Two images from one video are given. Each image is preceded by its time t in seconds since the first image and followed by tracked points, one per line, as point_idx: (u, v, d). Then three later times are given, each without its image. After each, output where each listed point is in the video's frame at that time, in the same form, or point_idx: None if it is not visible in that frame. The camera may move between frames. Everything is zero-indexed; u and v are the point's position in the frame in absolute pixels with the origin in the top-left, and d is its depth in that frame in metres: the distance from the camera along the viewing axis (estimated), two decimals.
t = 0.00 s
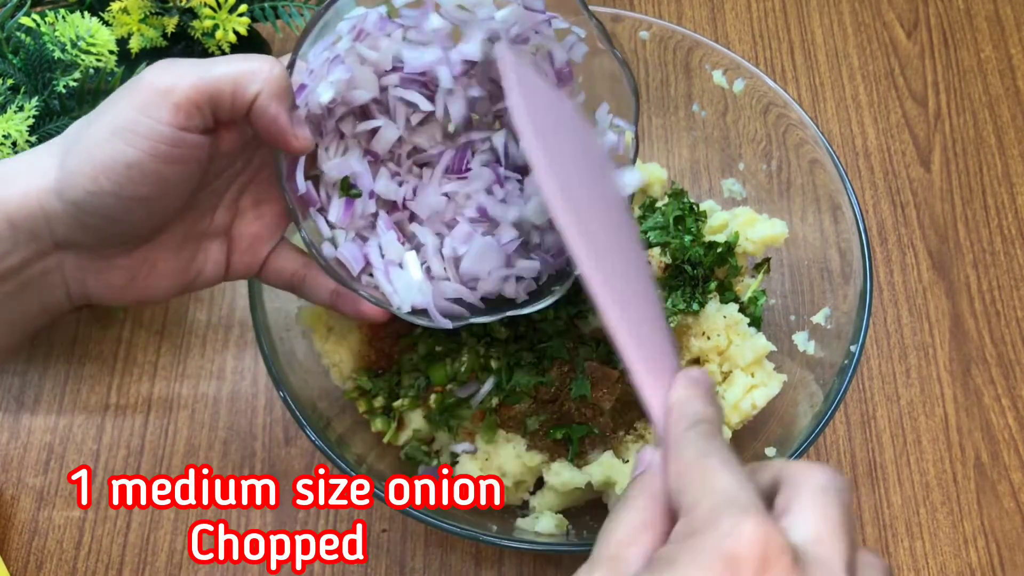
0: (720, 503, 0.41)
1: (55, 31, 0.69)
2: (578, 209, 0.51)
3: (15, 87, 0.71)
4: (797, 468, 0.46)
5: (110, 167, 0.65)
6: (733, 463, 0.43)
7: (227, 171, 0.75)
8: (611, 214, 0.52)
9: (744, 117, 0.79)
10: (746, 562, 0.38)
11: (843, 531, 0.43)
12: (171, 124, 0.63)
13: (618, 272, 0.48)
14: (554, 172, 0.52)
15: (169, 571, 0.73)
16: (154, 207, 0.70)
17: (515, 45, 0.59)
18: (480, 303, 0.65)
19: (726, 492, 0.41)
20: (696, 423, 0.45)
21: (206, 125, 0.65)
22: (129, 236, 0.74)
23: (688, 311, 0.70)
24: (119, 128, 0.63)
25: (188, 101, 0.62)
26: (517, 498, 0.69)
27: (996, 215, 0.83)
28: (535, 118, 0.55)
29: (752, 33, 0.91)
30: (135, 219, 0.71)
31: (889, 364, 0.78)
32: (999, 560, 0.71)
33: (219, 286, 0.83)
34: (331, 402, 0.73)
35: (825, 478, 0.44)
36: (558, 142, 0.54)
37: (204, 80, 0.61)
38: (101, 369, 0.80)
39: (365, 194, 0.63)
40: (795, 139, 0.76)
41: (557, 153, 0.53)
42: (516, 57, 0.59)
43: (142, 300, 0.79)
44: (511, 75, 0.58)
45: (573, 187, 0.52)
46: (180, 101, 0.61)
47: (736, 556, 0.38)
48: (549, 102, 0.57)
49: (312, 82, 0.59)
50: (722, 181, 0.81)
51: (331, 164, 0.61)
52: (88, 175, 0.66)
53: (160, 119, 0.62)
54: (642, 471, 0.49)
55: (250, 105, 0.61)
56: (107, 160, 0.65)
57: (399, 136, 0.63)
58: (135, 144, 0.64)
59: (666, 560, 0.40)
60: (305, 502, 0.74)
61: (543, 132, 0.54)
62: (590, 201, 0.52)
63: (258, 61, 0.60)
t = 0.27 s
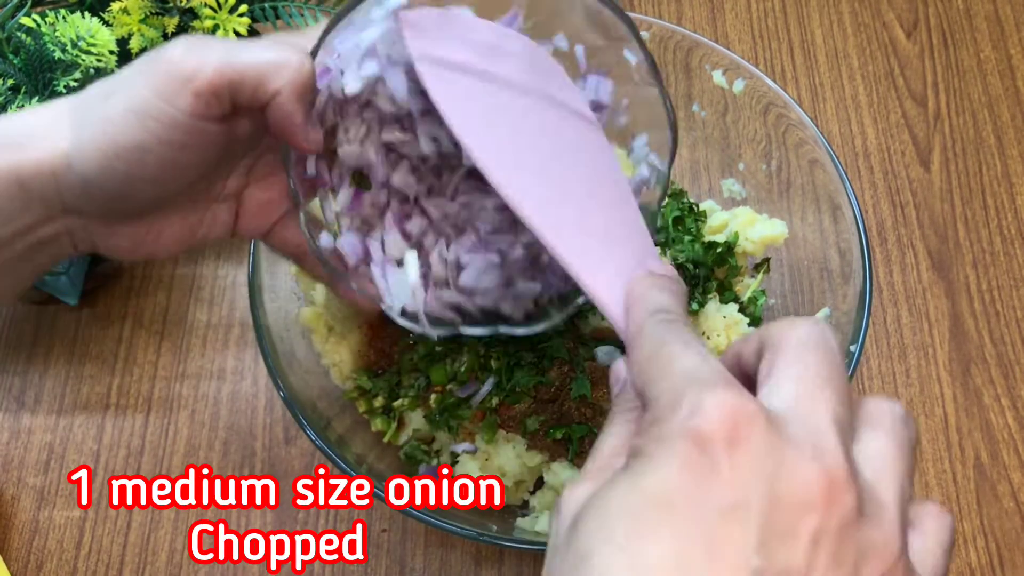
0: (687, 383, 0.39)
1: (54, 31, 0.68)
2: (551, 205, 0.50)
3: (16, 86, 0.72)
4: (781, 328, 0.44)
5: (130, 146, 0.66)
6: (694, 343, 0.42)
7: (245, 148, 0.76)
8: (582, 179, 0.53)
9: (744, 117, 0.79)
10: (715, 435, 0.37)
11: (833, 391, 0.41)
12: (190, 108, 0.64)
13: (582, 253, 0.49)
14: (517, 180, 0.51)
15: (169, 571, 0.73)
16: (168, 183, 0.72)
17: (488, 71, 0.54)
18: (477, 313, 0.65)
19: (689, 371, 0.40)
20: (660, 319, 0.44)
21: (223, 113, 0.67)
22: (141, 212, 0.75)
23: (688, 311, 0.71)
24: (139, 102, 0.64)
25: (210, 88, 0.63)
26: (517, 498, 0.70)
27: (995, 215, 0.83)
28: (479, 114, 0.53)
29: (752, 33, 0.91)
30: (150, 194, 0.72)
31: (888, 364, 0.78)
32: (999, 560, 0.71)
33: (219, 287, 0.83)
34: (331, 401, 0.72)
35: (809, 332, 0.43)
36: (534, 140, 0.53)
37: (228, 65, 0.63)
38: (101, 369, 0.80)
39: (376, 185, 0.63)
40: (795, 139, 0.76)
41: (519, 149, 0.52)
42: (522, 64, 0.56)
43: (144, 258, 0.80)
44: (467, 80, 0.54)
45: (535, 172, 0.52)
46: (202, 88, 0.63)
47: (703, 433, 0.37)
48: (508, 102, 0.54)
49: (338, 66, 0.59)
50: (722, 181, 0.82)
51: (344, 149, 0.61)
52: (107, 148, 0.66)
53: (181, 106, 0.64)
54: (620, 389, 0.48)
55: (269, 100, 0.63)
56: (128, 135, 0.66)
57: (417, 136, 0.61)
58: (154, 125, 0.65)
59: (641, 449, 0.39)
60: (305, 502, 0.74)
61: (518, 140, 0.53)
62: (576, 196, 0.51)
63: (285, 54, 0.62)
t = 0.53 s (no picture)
0: (768, 367, 0.36)
1: (55, 31, 0.69)
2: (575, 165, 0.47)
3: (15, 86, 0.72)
4: (870, 312, 0.41)
5: (175, 116, 0.66)
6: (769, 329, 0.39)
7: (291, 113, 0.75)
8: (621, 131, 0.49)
9: (744, 117, 0.79)
10: (795, 425, 0.34)
11: (924, 383, 0.38)
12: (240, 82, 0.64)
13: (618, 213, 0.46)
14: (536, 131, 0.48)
15: (169, 571, 0.73)
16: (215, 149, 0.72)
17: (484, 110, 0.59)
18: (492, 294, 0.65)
19: (766, 357, 0.37)
20: (720, 303, 0.41)
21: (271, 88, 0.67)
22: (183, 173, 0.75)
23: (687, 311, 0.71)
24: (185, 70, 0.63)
25: (257, 62, 0.62)
26: (517, 498, 0.70)
27: (995, 215, 0.83)
28: (512, 94, 0.49)
29: (752, 33, 0.91)
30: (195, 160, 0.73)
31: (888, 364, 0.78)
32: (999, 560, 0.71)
33: (219, 287, 0.83)
34: (331, 401, 0.73)
35: (901, 318, 0.40)
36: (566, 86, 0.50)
37: (279, 43, 0.62)
38: (101, 369, 0.80)
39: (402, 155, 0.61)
40: (795, 139, 0.76)
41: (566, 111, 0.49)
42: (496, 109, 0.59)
43: (181, 212, 0.80)
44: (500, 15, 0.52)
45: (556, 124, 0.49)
46: (251, 63, 0.62)
47: (781, 419, 0.34)
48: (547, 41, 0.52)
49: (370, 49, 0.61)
50: (722, 181, 0.81)
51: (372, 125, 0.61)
52: (154, 117, 0.66)
53: (227, 79, 0.63)
54: (676, 384, 0.45)
55: (309, 82, 0.61)
56: (177, 105, 0.66)
57: (455, 126, 0.60)
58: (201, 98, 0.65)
59: (707, 430, 0.36)
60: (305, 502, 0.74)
61: (558, 79, 0.50)
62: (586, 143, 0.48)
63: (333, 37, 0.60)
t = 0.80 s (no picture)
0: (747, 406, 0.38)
1: (54, 31, 0.69)
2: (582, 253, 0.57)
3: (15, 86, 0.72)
4: (844, 349, 0.43)
5: (200, 128, 0.67)
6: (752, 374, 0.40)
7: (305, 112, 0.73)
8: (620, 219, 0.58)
9: (744, 117, 0.79)
10: (772, 454, 0.35)
11: (900, 416, 0.39)
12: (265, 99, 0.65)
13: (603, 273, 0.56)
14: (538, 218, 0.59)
15: (169, 571, 0.73)
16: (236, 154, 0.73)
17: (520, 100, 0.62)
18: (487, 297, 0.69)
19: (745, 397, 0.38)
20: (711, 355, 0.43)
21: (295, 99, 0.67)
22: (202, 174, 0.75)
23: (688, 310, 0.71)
24: (205, 79, 0.63)
25: (282, 77, 0.62)
26: (517, 498, 0.70)
27: (996, 215, 0.83)
28: (513, 174, 0.60)
29: (752, 33, 0.91)
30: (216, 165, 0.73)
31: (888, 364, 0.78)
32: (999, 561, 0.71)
33: (219, 287, 0.83)
34: (332, 401, 0.72)
35: (875, 353, 0.41)
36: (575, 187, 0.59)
37: (308, 59, 0.61)
38: (101, 369, 0.80)
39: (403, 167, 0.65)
40: (795, 139, 0.76)
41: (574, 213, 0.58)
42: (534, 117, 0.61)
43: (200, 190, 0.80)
44: (508, 119, 0.62)
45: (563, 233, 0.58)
46: (278, 81, 0.62)
47: (760, 450, 0.35)
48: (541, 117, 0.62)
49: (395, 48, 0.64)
50: (722, 181, 0.82)
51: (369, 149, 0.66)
52: (178, 127, 0.67)
53: (253, 97, 0.64)
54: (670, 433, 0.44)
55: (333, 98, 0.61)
56: (201, 119, 0.66)
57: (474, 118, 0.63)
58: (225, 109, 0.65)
59: (697, 467, 0.37)
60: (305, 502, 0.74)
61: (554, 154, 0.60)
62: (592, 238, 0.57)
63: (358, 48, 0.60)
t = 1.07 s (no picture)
0: (710, 401, 0.40)
1: (54, 31, 0.69)
2: (575, 247, 0.54)
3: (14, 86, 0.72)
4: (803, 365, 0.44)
5: (191, 134, 0.65)
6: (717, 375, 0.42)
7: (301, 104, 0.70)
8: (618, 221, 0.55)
9: (744, 117, 0.79)
10: (728, 446, 0.37)
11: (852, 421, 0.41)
12: (257, 105, 0.62)
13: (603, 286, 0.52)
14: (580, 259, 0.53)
15: (169, 571, 0.73)
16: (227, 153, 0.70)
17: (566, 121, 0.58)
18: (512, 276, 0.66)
19: (710, 391, 0.40)
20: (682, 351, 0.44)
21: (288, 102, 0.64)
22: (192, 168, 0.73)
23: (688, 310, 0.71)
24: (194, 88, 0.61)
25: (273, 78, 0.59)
26: (517, 499, 0.70)
27: (995, 215, 0.83)
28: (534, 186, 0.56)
29: (752, 33, 0.91)
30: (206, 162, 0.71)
31: (888, 364, 0.78)
32: (999, 561, 0.71)
33: (219, 287, 0.83)
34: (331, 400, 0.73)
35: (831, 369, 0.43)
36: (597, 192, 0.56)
37: (299, 66, 0.58)
38: (101, 369, 0.80)
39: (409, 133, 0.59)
40: (795, 139, 0.76)
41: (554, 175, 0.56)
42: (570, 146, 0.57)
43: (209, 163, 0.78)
44: (524, 130, 0.57)
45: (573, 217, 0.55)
46: (271, 88, 0.60)
47: (716, 442, 0.37)
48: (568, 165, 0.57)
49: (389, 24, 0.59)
50: (722, 181, 0.82)
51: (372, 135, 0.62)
52: (168, 137, 0.65)
53: (247, 107, 0.62)
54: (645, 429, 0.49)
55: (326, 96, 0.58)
56: (193, 129, 0.64)
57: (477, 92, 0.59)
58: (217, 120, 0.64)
59: (657, 452, 0.40)
60: (305, 502, 0.74)
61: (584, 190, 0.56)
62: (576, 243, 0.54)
63: (355, 43, 0.56)
